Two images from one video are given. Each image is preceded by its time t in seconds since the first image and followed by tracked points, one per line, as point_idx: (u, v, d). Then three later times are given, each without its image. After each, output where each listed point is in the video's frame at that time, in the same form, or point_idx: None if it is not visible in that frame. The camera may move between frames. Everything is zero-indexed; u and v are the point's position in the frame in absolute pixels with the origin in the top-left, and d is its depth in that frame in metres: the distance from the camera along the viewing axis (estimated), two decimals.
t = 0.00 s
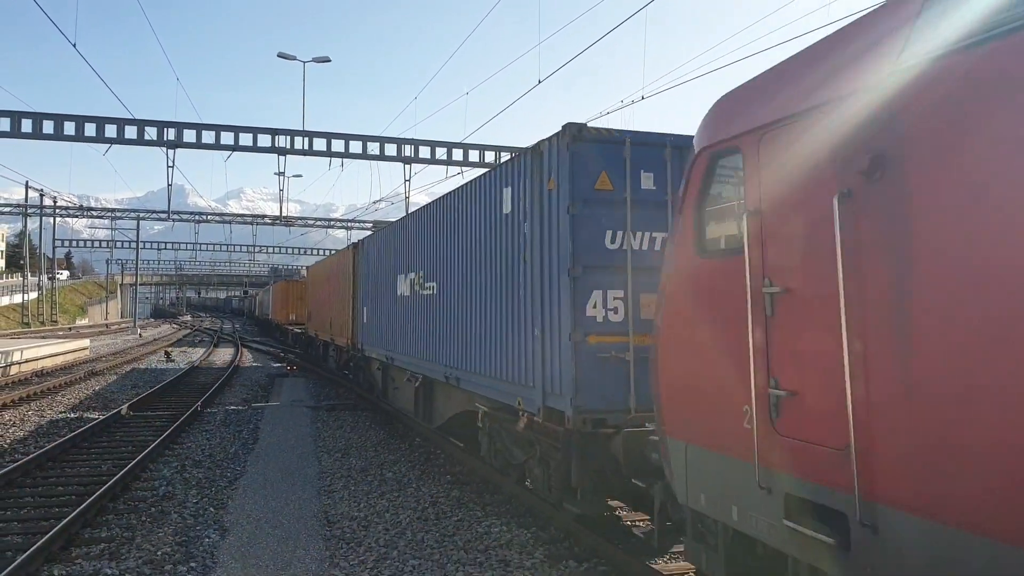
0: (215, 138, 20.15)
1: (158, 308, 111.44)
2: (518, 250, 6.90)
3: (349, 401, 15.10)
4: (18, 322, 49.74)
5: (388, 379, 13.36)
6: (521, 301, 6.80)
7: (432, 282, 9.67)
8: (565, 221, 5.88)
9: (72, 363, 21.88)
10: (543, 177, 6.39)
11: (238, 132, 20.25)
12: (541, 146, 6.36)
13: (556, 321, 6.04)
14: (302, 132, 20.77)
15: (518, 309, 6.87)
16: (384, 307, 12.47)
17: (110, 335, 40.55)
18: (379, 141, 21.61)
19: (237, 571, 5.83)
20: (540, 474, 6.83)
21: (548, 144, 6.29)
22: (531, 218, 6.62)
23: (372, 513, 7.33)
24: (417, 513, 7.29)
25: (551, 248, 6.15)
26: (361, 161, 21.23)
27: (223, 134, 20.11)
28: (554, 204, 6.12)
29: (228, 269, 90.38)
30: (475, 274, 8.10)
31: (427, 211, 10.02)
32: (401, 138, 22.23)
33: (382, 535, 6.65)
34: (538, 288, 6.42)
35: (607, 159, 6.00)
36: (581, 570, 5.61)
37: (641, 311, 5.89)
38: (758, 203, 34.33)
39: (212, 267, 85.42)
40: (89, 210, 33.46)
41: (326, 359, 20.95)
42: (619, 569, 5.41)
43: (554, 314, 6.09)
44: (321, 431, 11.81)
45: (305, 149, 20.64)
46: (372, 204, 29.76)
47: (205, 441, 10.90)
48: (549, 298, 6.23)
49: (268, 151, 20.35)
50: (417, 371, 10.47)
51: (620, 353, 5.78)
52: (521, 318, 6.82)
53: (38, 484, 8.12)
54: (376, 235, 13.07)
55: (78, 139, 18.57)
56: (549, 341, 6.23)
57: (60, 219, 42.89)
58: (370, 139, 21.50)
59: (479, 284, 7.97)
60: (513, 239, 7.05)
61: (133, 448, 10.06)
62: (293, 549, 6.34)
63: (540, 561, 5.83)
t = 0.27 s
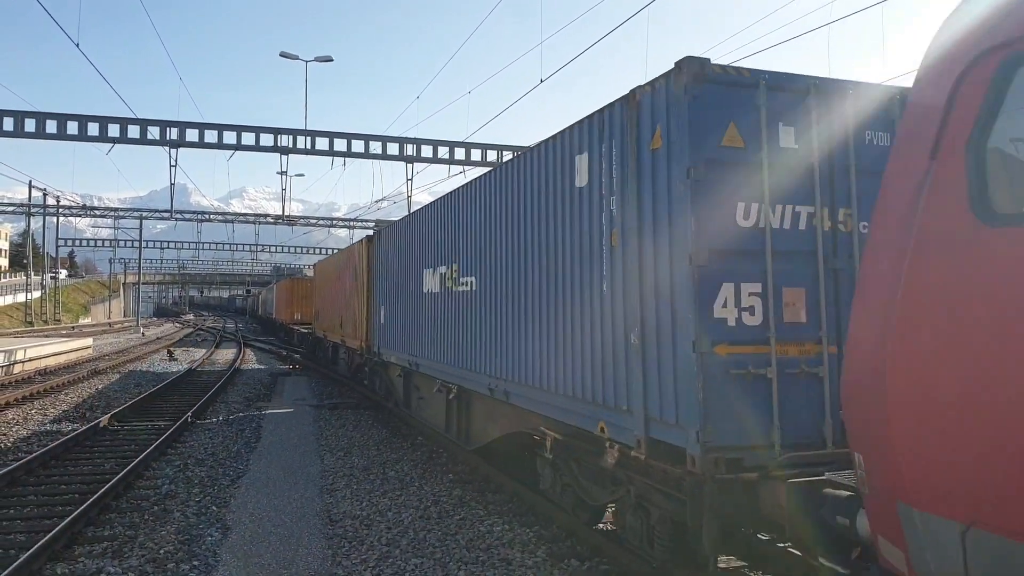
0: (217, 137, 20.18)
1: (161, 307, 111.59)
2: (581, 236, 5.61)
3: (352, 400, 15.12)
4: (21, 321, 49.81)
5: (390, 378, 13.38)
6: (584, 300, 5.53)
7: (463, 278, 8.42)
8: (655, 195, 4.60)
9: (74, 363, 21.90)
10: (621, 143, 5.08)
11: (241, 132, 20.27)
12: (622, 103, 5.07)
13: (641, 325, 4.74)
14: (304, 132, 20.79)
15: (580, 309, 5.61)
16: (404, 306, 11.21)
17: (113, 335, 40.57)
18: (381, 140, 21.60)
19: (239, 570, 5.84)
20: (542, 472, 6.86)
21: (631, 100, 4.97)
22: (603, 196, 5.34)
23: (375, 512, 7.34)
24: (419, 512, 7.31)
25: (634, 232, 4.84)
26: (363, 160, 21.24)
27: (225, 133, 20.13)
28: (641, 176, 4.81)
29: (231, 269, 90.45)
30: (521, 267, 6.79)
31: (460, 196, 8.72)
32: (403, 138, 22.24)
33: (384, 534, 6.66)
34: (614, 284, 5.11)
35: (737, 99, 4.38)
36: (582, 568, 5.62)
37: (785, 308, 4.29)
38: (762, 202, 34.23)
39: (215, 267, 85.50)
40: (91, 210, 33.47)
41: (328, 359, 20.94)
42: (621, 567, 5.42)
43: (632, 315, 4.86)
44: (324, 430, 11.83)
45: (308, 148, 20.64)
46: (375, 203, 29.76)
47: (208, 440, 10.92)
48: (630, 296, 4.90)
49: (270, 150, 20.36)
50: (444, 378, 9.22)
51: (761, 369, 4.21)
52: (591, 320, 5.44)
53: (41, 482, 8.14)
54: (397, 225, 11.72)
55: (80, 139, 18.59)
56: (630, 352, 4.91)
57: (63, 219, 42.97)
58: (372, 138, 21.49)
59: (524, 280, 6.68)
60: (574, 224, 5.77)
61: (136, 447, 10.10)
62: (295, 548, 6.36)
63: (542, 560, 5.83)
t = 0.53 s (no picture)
0: (219, 136, 20.18)
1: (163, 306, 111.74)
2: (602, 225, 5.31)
3: (354, 399, 15.11)
4: (23, 320, 49.89)
5: (392, 377, 13.37)
6: (601, 295, 5.27)
7: (481, 270, 8.14)
8: (684, 183, 4.30)
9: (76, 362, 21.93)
10: (645, 127, 4.79)
11: (242, 131, 20.27)
12: (647, 86, 4.77)
13: (664, 320, 4.51)
14: (306, 131, 20.79)
15: (597, 303, 5.36)
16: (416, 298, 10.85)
17: (115, 334, 40.58)
18: (383, 139, 21.60)
19: (242, 569, 5.83)
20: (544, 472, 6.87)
21: (656, 83, 4.67)
22: (623, 184, 5.07)
23: (378, 511, 7.34)
24: (421, 511, 7.31)
25: (659, 223, 4.57)
26: (365, 159, 21.23)
27: (227, 132, 20.14)
28: (667, 161, 4.51)
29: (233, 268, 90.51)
30: (537, 259, 6.53)
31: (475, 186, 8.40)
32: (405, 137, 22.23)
33: (387, 533, 6.65)
34: (633, 277, 4.85)
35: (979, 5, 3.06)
36: (584, 567, 5.60)
37: None
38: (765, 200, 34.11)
39: (217, 266, 85.57)
40: (93, 209, 33.51)
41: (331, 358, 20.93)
42: (623, 565, 5.41)
43: (655, 308, 4.59)
44: (326, 429, 11.83)
45: (309, 148, 20.64)
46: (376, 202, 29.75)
47: (210, 439, 10.92)
48: (651, 288, 4.63)
49: (272, 149, 20.37)
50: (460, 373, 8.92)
51: None
52: (676, 315, 4.41)
53: (44, 481, 8.14)
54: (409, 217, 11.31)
55: (82, 138, 18.61)
56: (652, 345, 4.66)
57: (66, 218, 43.02)
58: (374, 137, 21.50)
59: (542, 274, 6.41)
60: (592, 213, 5.49)
61: (138, 446, 10.10)
62: (297, 547, 6.35)
63: (544, 559, 5.81)
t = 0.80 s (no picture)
0: (219, 137, 20.19)
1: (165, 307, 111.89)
2: (608, 221, 5.27)
3: (356, 399, 15.12)
4: (25, 322, 50.00)
5: (394, 377, 13.38)
6: (606, 292, 5.23)
7: (485, 268, 8.07)
8: (694, 177, 4.25)
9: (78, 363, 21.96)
10: (652, 123, 4.73)
11: (243, 132, 20.28)
12: (654, 80, 4.72)
13: (667, 318, 4.51)
14: (306, 131, 20.79)
15: (602, 300, 5.31)
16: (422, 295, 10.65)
17: (117, 335, 40.65)
18: (384, 139, 21.61)
19: (245, 570, 5.84)
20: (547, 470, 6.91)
21: (663, 77, 4.61)
22: (629, 181, 5.02)
23: (380, 511, 7.35)
24: (424, 510, 7.32)
25: (666, 219, 4.52)
26: (366, 159, 21.24)
27: (228, 133, 20.15)
28: (675, 157, 4.47)
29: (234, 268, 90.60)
30: (541, 257, 6.48)
31: (479, 182, 8.30)
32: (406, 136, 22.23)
33: (389, 533, 6.66)
34: (639, 275, 4.81)
35: None
36: (587, 566, 5.60)
37: None
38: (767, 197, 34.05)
39: (218, 266, 85.67)
40: (94, 210, 33.57)
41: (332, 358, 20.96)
42: (625, 564, 5.42)
43: (662, 306, 4.55)
44: (328, 429, 11.84)
45: (310, 148, 20.66)
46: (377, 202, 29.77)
47: (213, 440, 10.93)
48: (657, 286, 4.59)
49: (273, 150, 20.38)
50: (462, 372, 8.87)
51: None
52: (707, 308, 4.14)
53: (47, 483, 8.16)
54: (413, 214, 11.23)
55: (83, 140, 18.63)
56: (659, 343, 4.62)
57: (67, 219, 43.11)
58: (375, 137, 21.51)
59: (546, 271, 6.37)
60: (598, 210, 5.44)
61: (141, 447, 10.12)
62: (300, 547, 6.36)
63: (547, 558, 5.82)
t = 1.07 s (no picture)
0: (223, 138, 20.23)
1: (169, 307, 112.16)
2: (609, 222, 5.27)
3: (359, 400, 15.12)
4: (29, 322, 50.16)
5: (396, 377, 13.39)
6: (606, 294, 5.23)
7: (487, 268, 8.07)
8: (692, 179, 4.24)
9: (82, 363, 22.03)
10: (651, 125, 4.72)
11: (247, 132, 20.32)
12: (653, 82, 4.71)
13: (666, 321, 4.50)
14: (310, 132, 20.82)
15: (604, 301, 5.30)
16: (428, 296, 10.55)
17: (120, 335, 40.70)
18: (387, 140, 21.63)
19: (246, 571, 5.84)
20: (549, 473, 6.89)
21: (661, 79, 4.60)
22: (628, 184, 5.01)
23: (382, 511, 7.35)
24: (426, 511, 7.31)
25: (664, 222, 4.52)
26: (369, 160, 21.26)
27: (231, 134, 20.18)
28: (673, 160, 4.46)
29: (238, 269, 90.78)
30: (543, 258, 6.48)
31: (481, 183, 8.29)
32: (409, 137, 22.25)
33: (391, 533, 6.66)
34: (638, 277, 4.81)
35: None
36: (589, 567, 5.58)
37: None
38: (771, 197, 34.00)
39: (222, 266, 85.90)
40: (98, 211, 33.64)
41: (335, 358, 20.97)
42: (629, 566, 5.39)
43: (661, 309, 4.54)
44: (331, 429, 11.85)
45: (314, 148, 20.69)
46: (381, 203, 29.80)
47: (216, 440, 10.94)
48: (656, 288, 4.60)
49: (276, 151, 20.41)
50: (466, 371, 8.88)
51: None
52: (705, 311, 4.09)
53: (50, 483, 8.17)
54: (417, 212, 11.20)
55: (88, 141, 18.70)
56: (658, 346, 4.62)
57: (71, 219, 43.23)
58: (378, 138, 21.54)
59: (547, 271, 6.38)
60: (599, 212, 5.42)
61: (144, 447, 10.14)
62: (302, 547, 6.36)
63: (549, 559, 5.80)
